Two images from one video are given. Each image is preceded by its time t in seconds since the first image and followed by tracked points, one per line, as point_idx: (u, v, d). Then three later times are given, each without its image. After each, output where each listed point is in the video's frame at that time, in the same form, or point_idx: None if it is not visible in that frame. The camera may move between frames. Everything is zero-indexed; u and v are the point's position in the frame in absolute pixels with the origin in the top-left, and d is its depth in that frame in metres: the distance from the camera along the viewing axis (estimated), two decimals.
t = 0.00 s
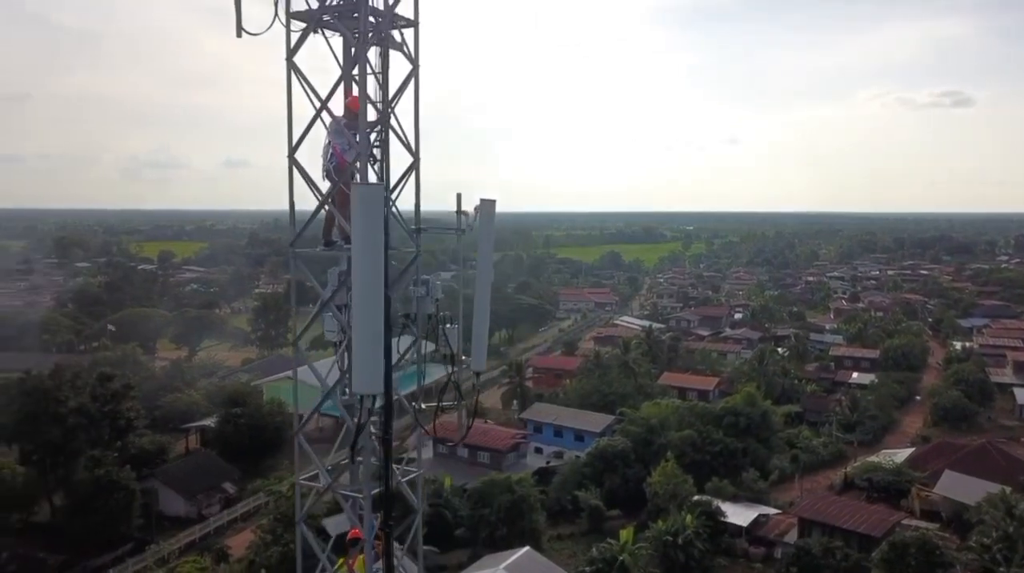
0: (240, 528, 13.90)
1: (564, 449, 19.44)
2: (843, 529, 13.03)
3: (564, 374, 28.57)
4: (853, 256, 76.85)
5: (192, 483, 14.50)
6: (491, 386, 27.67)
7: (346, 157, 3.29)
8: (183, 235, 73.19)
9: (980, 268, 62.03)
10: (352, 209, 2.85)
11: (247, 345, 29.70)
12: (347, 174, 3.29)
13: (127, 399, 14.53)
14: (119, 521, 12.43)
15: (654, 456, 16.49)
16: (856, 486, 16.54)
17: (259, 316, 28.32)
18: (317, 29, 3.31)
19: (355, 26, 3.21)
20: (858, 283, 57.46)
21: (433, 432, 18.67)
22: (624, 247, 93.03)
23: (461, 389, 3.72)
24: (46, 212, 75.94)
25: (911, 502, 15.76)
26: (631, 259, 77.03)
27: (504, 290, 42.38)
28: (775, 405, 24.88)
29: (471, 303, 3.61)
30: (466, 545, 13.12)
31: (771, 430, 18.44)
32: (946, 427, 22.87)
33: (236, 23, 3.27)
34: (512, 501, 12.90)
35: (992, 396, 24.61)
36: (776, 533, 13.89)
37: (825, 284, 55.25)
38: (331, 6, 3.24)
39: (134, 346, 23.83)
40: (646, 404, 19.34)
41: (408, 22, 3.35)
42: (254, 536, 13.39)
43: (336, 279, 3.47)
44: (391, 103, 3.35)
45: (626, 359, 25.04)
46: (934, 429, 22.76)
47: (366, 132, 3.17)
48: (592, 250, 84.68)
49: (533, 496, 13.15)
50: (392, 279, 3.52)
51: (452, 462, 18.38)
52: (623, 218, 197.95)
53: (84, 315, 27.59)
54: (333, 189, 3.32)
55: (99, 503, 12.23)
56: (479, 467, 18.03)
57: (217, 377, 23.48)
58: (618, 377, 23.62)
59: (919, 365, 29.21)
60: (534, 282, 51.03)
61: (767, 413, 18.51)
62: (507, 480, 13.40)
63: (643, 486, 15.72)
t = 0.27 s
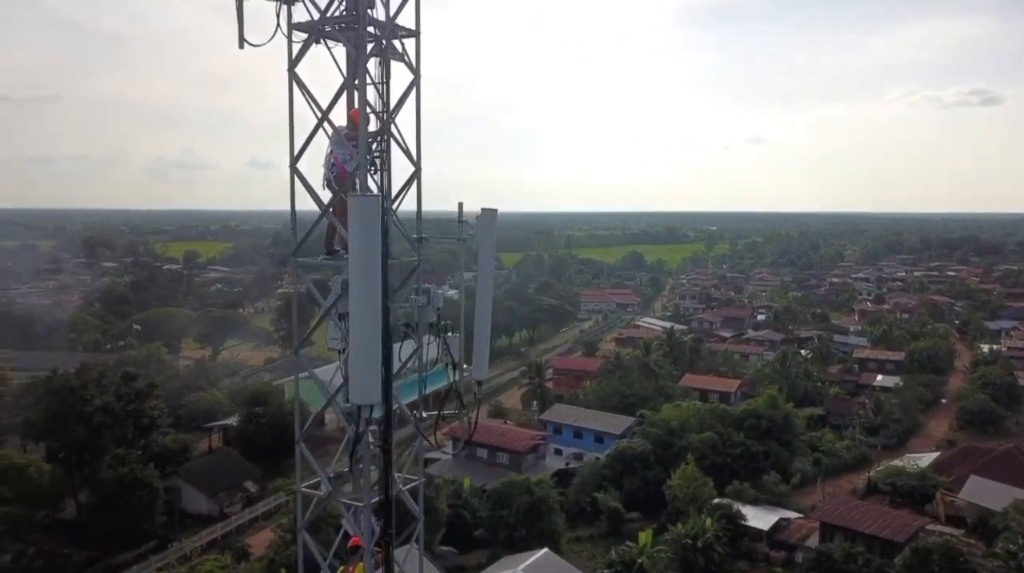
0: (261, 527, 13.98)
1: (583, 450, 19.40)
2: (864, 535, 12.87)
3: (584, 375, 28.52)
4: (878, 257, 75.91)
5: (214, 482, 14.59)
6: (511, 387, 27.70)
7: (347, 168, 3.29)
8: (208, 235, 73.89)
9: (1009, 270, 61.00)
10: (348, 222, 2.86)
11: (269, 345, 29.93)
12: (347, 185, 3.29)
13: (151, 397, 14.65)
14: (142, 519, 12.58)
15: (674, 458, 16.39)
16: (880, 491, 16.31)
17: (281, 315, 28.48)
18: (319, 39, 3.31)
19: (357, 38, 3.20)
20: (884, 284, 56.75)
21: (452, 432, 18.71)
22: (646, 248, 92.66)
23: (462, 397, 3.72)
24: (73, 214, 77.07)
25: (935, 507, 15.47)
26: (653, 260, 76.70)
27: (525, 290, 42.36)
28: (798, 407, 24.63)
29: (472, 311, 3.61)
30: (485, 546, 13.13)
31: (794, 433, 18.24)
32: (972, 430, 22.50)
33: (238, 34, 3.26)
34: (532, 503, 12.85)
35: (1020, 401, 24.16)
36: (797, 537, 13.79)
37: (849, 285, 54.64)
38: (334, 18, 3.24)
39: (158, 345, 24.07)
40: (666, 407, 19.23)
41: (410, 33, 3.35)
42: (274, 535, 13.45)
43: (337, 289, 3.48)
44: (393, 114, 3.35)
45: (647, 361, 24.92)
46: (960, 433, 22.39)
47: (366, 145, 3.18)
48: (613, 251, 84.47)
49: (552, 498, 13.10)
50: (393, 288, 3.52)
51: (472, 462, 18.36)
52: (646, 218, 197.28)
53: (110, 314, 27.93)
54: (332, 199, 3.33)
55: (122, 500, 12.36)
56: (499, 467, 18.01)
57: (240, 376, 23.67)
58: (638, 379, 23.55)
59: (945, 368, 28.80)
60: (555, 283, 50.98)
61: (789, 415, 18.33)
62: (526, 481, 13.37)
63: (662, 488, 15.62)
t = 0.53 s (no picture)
0: (281, 526, 14.09)
1: (603, 452, 19.33)
2: (886, 540, 12.68)
3: (605, 377, 28.42)
4: (905, 258, 74.93)
5: (235, 481, 14.71)
6: (531, 388, 27.69)
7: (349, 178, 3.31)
8: (233, 235, 74.55)
9: None
10: (345, 230, 2.88)
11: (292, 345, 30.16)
12: (347, 194, 3.30)
13: (175, 397, 14.58)
14: (165, 517, 12.72)
15: (695, 461, 16.23)
16: (903, 496, 16.05)
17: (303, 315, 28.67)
18: (320, 51, 3.33)
19: (357, 49, 3.22)
20: (910, 286, 55.98)
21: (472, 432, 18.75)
22: (669, 248, 92.13)
23: (463, 406, 3.72)
24: (101, 215, 78.05)
25: (960, 512, 15.15)
26: (676, 261, 76.26)
27: (546, 291, 42.31)
28: (821, 410, 24.36)
29: (473, 320, 3.61)
30: (503, 547, 13.10)
31: (816, 435, 18.03)
32: (1000, 435, 22.13)
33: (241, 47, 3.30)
34: (550, 504, 12.82)
35: None
36: (819, 542, 13.55)
37: (875, 286, 53.97)
38: (335, 28, 3.25)
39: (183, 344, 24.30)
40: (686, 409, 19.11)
41: (409, 43, 3.36)
42: (294, 534, 13.53)
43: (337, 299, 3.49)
44: (394, 123, 3.37)
45: (667, 362, 24.79)
46: (987, 437, 22.03)
47: (367, 155, 3.19)
48: (635, 252, 84.11)
49: (571, 500, 13.05)
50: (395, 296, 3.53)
51: (491, 462, 18.35)
52: (669, 218, 196.19)
53: (136, 313, 28.26)
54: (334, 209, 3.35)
55: (145, 499, 12.51)
56: (518, 468, 17.99)
57: (262, 375, 23.86)
58: (658, 380, 23.44)
59: (972, 371, 28.36)
60: (576, 284, 50.84)
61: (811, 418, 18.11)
62: (545, 482, 13.33)
63: (682, 491, 15.47)
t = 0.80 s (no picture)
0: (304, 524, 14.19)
1: (626, 453, 19.26)
2: (913, 546, 12.47)
3: (628, 378, 28.33)
4: (935, 258, 73.87)
5: (259, 478, 14.85)
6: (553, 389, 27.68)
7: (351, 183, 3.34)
8: (261, 235, 75.34)
9: None
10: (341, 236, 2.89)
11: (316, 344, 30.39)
12: (349, 198, 3.32)
13: (201, 395, 14.60)
14: (191, 513, 12.89)
15: (718, 464, 16.05)
16: (931, 500, 15.78)
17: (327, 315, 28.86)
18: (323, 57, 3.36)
19: (358, 57, 3.24)
20: (940, 287, 55.17)
21: (494, 433, 18.76)
22: (695, 249, 91.59)
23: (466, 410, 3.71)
24: (132, 216, 79.20)
25: (990, 518, 14.79)
26: (702, 261, 75.78)
27: (571, 291, 42.24)
28: (847, 413, 24.06)
29: (475, 326, 3.59)
30: (524, 548, 13.07)
31: (842, 438, 17.76)
32: None
33: (244, 55, 3.34)
34: (572, 505, 12.78)
35: None
36: (844, 546, 13.25)
37: (904, 287, 53.27)
38: (336, 35, 3.27)
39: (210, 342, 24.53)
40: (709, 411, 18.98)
41: (410, 49, 3.39)
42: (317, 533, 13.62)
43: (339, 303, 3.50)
44: (395, 128, 3.39)
45: (691, 363, 24.64)
46: (1018, 442, 21.64)
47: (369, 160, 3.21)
48: (661, 252, 83.75)
49: (593, 501, 13.01)
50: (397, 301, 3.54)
51: (512, 463, 18.34)
52: (695, 218, 195.18)
53: (164, 313, 28.65)
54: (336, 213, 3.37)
55: (173, 496, 12.71)
56: (540, 469, 17.97)
57: (287, 374, 24.08)
58: (681, 381, 23.29)
59: (1003, 374, 27.88)
60: (601, 285, 50.74)
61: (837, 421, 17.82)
62: (566, 482, 13.28)
63: (705, 494, 15.27)
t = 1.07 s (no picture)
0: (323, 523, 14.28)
1: (646, 455, 19.16)
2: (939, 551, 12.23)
3: (649, 379, 28.17)
4: (964, 259, 72.73)
5: (280, 477, 14.96)
6: (574, 389, 27.61)
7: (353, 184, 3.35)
8: (286, 235, 75.98)
9: None
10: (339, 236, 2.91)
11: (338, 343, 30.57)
12: (349, 199, 3.34)
13: (224, 393, 14.61)
14: (213, 510, 13.03)
15: (739, 466, 15.74)
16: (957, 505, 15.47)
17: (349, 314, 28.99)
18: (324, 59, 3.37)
19: (360, 56, 3.24)
20: (969, 288, 54.30)
21: (514, 433, 18.73)
22: (719, 249, 90.96)
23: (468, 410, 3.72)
24: (160, 216, 80.17)
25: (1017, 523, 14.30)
26: (725, 261, 75.23)
27: (593, 291, 42.13)
28: (872, 416, 23.76)
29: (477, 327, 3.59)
30: (543, 549, 13.03)
31: (867, 442, 17.43)
32: None
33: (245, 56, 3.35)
34: (590, 507, 12.72)
35: None
36: (867, 550, 13.06)
37: (931, 288, 52.50)
38: (338, 36, 3.27)
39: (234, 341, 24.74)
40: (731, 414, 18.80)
41: (412, 51, 3.39)
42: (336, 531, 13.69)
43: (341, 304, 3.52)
44: (396, 130, 3.40)
45: (713, 365, 24.44)
46: None
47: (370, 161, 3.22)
48: (684, 252, 83.27)
49: (612, 502, 12.92)
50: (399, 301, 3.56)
51: (532, 463, 18.30)
52: (718, 218, 193.88)
53: (189, 312, 28.96)
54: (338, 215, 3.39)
55: (196, 492, 12.87)
56: (559, 470, 17.92)
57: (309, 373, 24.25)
58: (703, 382, 23.11)
59: None
60: (622, 285, 50.55)
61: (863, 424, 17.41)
62: (585, 482, 13.21)
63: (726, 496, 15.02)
